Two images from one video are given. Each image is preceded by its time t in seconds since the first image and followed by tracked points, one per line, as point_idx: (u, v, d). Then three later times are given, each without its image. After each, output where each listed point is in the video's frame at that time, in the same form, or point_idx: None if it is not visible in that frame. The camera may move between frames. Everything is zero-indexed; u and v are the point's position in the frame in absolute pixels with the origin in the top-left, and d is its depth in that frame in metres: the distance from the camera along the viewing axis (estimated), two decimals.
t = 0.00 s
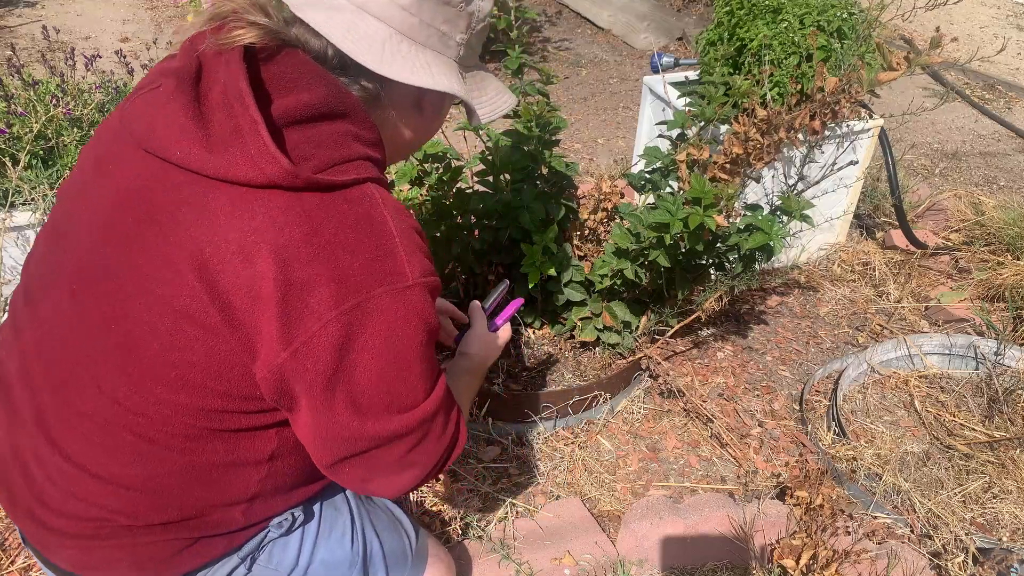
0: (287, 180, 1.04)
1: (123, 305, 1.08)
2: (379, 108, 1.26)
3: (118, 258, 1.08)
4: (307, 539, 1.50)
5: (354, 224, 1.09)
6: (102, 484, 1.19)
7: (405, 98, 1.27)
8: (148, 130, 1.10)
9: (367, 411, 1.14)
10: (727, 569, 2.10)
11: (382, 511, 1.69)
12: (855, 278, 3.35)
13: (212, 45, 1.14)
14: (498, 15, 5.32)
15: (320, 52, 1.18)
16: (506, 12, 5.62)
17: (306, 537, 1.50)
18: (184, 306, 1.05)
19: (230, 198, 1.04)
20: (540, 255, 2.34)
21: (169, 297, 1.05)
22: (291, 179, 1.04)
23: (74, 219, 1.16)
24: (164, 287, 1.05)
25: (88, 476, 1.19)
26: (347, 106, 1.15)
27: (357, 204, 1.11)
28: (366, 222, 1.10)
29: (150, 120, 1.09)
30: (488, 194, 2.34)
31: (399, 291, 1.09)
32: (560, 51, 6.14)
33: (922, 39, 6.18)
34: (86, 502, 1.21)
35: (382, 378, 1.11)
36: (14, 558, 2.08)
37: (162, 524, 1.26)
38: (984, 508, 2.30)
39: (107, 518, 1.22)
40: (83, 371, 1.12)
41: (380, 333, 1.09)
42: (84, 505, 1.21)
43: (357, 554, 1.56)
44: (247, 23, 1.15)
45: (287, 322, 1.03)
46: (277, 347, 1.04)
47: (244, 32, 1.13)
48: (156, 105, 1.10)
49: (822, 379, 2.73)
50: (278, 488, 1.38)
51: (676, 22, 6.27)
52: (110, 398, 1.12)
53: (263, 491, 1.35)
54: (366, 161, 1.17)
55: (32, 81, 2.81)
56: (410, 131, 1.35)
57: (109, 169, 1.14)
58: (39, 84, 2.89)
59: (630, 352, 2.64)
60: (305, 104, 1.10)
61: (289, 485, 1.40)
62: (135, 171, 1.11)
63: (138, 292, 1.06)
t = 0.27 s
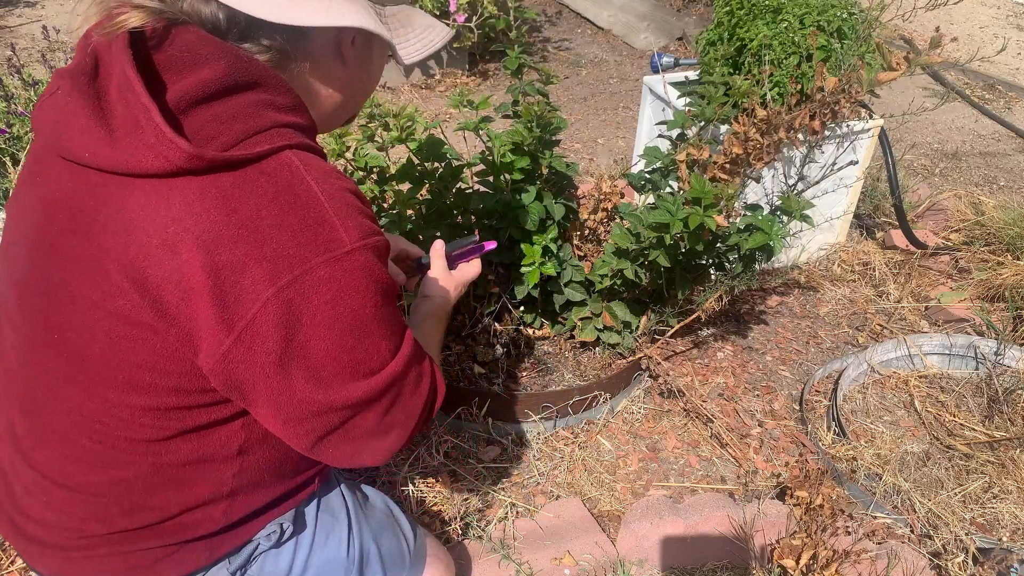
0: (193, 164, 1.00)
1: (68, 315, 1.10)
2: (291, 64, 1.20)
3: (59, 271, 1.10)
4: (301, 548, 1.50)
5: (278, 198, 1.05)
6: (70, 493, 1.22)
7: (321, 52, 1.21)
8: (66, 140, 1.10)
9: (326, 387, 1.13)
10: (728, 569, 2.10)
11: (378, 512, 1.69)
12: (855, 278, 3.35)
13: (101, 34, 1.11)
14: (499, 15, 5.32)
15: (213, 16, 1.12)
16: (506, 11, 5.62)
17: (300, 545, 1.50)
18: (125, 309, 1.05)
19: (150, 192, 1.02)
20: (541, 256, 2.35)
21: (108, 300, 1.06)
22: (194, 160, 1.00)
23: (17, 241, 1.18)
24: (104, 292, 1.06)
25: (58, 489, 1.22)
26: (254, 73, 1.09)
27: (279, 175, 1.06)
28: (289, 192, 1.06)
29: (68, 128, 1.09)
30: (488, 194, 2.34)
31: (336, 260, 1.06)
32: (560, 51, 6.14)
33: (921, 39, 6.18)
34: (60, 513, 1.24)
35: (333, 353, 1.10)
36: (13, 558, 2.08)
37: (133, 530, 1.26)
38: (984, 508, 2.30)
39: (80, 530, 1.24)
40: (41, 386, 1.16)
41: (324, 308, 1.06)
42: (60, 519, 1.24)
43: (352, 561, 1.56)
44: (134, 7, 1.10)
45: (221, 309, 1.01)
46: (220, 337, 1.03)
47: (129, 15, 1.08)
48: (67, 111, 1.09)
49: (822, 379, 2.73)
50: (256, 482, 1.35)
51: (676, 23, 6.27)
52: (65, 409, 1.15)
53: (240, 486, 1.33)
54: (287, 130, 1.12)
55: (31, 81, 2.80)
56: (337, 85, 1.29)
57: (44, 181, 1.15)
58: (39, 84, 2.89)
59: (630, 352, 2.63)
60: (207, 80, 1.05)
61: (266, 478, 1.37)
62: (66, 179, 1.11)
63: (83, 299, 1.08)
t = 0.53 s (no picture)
0: (142, 137, 1.00)
1: (35, 309, 1.11)
2: (240, 46, 1.19)
3: (24, 268, 1.11)
4: (300, 554, 1.50)
5: (230, 168, 1.04)
6: (51, 496, 1.24)
7: (272, 33, 1.20)
8: (27, 138, 1.11)
9: (294, 362, 1.11)
10: (728, 569, 2.10)
11: (378, 515, 1.69)
12: (855, 278, 3.35)
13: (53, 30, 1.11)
14: (499, 15, 5.32)
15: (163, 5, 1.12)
16: (506, 11, 5.62)
17: (297, 555, 1.50)
18: (88, 294, 1.06)
19: (107, 173, 1.03)
20: (541, 255, 2.37)
21: (70, 287, 1.06)
22: (142, 134, 1.00)
23: None
24: (68, 280, 1.07)
25: (43, 491, 1.24)
26: (202, 51, 1.08)
27: (230, 145, 1.06)
28: (240, 160, 1.05)
29: (27, 128, 1.11)
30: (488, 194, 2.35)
31: (292, 226, 1.05)
32: (560, 51, 6.14)
33: (921, 39, 6.19)
34: (45, 517, 1.26)
35: (296, 325, 1.08)
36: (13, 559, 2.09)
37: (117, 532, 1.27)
38: (984, 508, 2.30)
39: (68, 531, 1.26)
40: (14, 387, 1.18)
41: (284, 276, 1.05)
42: (48, 522, 1.26)
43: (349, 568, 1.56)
44: None
45: (177, 282, 1.01)
46: (181, 311, 1.02)
47: (75, 4, 1.09)
48: (25, 111, 1.11)
49: (822, 379, 2.73)
50: (241, 477, 1.33)
51: (676, 22, 6.27)
52: (36, 408, 1.17)
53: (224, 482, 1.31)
54: (240, 105, 1.10)
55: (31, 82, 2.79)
56: (292, 67, 1.28)
57: (12, 183, 1.17)
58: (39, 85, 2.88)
59: (630, 352, 2.63)
60: (152, 61, 1.04)
61: (251, 473, 1.35)
62: (31, 179, 1.12)
63: (49, 292, 1.09)
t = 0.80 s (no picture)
0: (130, 139, 1.01)
1: (23, 309, 1.11)
2: (229, 44, 1.20)
3: (15, 270, 1.11)
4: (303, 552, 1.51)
5: (217, 169, 1.04)
6: (46, 499, 1.24)
7: (262, 32, 1.20)
8: (15, 140, 1.11)
9: (281, 365, 1.11)
10: (728, 569, 2.10)
11: (377, 515, 1.69)
12: (855, 278, 3.35)
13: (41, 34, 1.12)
14: (499, 15, 5.32)
15: None
16: (506, 12, 5.62)
17: (297, 555, 1.51)
18: (74, 294, 1.05)
19: (96, 174, 1.04)
20: (541, 255, 2.38)
21: (58, 288, 1.06)
22: (130, 136, 1.00)
23: None
24: (54, 279, 1.06)
25: (38, 494, 1.24)
26: (190, 52, 1.07)
27: (218, 147, 1.06)
28: (228, 163, 1.05)
29: (13, 128, 1.11)
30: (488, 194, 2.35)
31: (279, 229, 1.05)
32: (560, 51, 6.14)
33: (921, 39, 6.19)
34: (40, 520, 1.26)
35: (283, 328, 1.09)
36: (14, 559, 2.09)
37: (113, 534, 1.27)
38: (984, 508, 2.30)
39: (63, 534, 1.26)
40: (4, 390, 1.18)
41: (271, 278, 1.05)
42: (43, 525, 1.27)
43: (349, 568, 1.56)
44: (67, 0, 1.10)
45: (163, 284, 1.01)
46: (167, 312, 1.02)
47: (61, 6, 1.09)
48: (10, 112, 1.11)
49: (822, 379, 2.73)
50: (237, 477, 1.33)
51: (676, 23, 6.27)
52: (28, 412, 1.17)
53: (222, 482, 1.31)
54: (228, 105, 1.10)
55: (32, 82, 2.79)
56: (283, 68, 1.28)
57: None
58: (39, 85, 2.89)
59: (630, 352, 2.63)
60: (137, 61, 1.03)
61: (247, 474, 1.35)
62: (18, 181, 1.12)
63: (37, 294, 1.08)
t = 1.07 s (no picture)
0: (139, 148, 1.01)
1: (25, 312, 1.11)
2: (239, 47, 1.22)
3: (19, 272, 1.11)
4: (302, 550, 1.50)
5: (222, 181, 1.04)
6: (49, 502, 1.24)
7: (272, 37, 1.23)
8: (22, 143, 1.11)
9: (279, 379, 1.11)
10: (727, 569, 2.09)
11: (377, 516, 1.69)
12: (855, 278, 3.35)
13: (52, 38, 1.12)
14: (499, 16, 5.32)
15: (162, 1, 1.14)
16: (506, 12, 5.62)
17: (297, 553, 1.51)
18: (79, 299, 1.06)
19: (104, 180, 1.05)
20: (541, 255, 2.38)
21: (63, 293, 1.07)
22: (140, 145, 1.01)
23: None
24: (58, 283, 1.07)
25: (40, 496, 1.24)
26: (200, 61, 1.07)
27: (225, 158, 1.06)
28: (235, 174, 1.05)
29: (20, 130, 1.11)
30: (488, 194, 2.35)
31: (281, 243, 1.05)
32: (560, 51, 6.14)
33: (921, 39, 6.19)
34: (43, 523, 1.26)
35: (281, 342, 1.08)
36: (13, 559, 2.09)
37: (116, 538, 1.27)
38: (984, 508, 2.30)
39: (66, 535, 1.26)
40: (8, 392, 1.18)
41: (270, 292, 1.05)
42: (46, 527, 1.27)
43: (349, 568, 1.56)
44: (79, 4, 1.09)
45: (165, 293, 1.01)
46: (169, 322, 1.03)
47: (74, 10, 1.08)
48: (16, 114, 1.11)
49: (822, 379, 2.73)
50: (240, 483, 1.33)
51: (676, 23, 6.27)
52: (33, 416, 1.17)
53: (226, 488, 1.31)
54: (236, 115, 1.10)
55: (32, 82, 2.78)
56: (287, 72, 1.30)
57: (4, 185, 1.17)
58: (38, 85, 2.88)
59: (630, 352, 2.63)
60: (149, 70, 1.04)
61: (251, 480, 1.35)
62: (23, 183, 1.12)
63: (41, 296, 1.09)
